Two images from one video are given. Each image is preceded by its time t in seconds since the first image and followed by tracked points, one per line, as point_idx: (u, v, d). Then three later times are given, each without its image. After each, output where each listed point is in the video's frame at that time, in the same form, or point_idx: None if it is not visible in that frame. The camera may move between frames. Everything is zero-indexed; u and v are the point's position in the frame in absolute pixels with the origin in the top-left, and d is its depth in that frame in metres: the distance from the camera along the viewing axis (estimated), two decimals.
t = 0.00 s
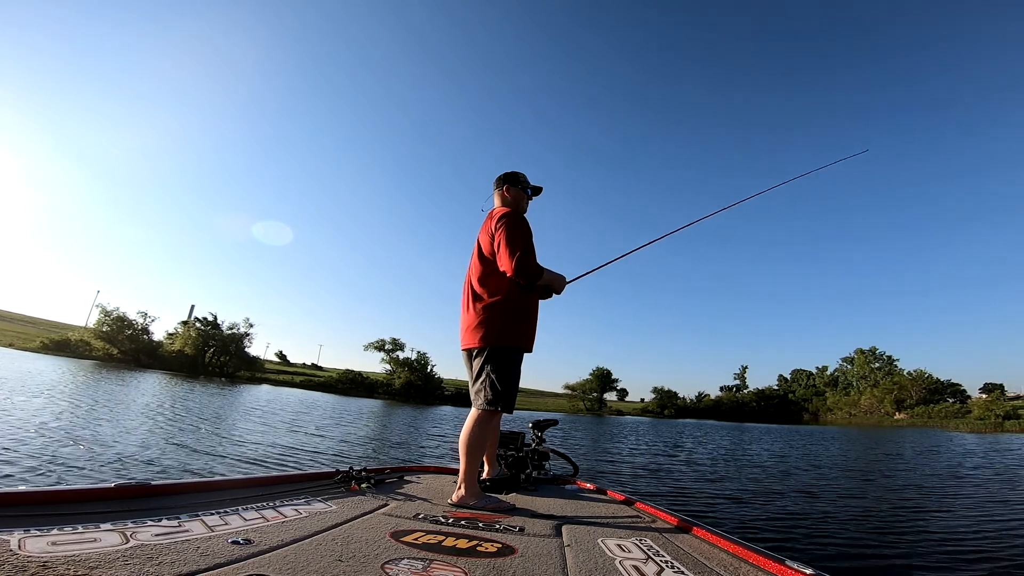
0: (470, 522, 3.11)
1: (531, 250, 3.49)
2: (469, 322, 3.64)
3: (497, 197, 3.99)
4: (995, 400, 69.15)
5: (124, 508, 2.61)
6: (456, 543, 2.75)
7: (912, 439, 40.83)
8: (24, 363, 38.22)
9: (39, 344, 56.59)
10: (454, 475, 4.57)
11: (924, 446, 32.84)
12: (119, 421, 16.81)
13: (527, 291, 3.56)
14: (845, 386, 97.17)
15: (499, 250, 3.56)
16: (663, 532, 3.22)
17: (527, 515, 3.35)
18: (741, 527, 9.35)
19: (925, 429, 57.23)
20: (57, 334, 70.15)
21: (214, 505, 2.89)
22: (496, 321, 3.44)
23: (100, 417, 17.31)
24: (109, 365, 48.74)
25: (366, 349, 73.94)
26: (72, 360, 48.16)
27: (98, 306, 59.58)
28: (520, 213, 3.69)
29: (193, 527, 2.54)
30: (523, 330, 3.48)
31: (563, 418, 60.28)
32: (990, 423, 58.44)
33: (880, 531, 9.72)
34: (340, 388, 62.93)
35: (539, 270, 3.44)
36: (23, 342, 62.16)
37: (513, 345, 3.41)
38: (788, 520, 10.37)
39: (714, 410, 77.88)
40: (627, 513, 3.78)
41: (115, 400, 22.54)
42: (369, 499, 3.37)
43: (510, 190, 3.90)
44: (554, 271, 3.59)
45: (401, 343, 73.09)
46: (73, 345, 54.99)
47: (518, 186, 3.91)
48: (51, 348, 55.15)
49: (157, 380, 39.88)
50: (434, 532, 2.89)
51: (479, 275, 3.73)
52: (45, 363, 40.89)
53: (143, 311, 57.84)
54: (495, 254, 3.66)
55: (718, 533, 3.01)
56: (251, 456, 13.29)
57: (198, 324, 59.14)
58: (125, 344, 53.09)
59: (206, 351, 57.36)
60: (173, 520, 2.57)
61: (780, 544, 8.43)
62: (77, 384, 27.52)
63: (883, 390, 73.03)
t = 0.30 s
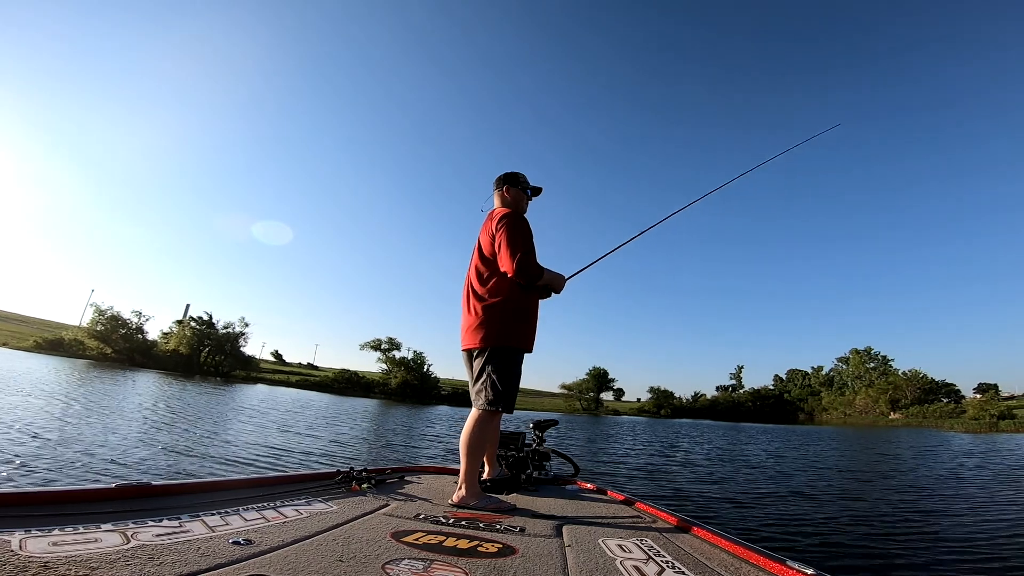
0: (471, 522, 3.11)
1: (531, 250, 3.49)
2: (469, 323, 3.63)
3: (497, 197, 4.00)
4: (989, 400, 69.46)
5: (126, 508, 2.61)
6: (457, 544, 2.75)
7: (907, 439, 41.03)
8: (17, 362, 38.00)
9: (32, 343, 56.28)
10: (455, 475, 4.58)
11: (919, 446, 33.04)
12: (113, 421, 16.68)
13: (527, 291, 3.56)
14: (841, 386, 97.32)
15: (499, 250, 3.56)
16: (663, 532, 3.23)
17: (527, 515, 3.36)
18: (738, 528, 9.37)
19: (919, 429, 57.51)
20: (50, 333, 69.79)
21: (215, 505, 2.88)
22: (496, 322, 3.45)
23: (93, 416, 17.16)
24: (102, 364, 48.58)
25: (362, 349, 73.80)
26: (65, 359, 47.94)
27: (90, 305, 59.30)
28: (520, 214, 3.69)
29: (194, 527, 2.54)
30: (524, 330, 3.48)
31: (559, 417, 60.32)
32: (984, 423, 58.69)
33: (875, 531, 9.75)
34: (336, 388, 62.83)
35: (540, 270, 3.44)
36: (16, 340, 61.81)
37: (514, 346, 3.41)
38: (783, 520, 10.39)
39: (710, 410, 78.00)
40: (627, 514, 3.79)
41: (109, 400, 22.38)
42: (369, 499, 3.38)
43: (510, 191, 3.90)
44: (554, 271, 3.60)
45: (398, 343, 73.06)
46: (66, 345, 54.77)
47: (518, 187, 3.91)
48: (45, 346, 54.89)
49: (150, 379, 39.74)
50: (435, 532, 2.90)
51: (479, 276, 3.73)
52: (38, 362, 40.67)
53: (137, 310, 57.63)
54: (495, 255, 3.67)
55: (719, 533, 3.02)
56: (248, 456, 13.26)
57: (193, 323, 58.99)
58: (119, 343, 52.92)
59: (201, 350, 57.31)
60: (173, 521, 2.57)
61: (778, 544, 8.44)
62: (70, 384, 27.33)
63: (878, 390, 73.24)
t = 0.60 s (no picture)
0: (471, 522, 3.11)
1: (533, 251, 3.49)
2: (469, 323, 3.64)
3: (498, 198, 3.99)
4: (982, 400, 69.93)
5: (128, 509, 2.62)
6: (458, 544, 2.75)
7: (899, 439, 41.33)
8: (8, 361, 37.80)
9: (23, 343, 55.92)
10: (455, 475, 4.59)
11: (911, 446, 33.27)
12: (107, 421, 16.49)
13: (529, 292, 3.56)
14: (834, 386, 97.53)
15: (500, 252, 3.56)
16: (665, 532, 3.22)
17: (528, 515, 3.36)
18: (734, 528, 9.41)
19: (912, 429, 57.83)
20: (41, 332, 69.44)
21: (217, 505, 2.89)
22: (498, 322, 3.44)
23: (87, 417, 16.96)
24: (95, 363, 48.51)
25: (357, 348, 73.69)
26: (57, 358, 47.79)
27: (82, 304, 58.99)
28: (520, 216, 3.70)
29: (195, 528, 2.54)
30: (525, 330, 3.49)
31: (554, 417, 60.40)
32: (977, 422, 58.97)
33: (869, 532, 9.79)
34: (331, 387, 62.68)
35: (542, 272, 3.45)
36: (7, 339, 61.45)
37: (516, 346, 3.41)
38: (777, 520, 10.41)
39: (705, 409, 78.14)
40: (628, 513, 3.79)
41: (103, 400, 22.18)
42: (370, 499, 3.38)
43: (511, 191, 3.90)
44: (555, 272, 3.60)
45: (393, 342, 73.13)
46: (58, 344, 54.55)
47: (519, 187, 3.91)
48: (36, 345, 54.68)
49: (143, 379, 39.61)
50: (436, 532, 2.90)
51: (480, 275, 3.73)
52: (29, 361, 40.48)
53: (130, 309, 57.45)
54: (495, 256, 3.67)
55: (719, 533, 3.02)
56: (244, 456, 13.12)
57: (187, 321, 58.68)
58: (112, 341, 52.74)
59: (194, 348, 57.10)
60: (175, 521, 2.57)
61: (773, 545, 8.49)
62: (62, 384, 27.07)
63: (872, 390, 73.49)
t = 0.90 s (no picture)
0: (471, 522, 3.11)
1: (533, 252, 3.49)
2: (469, 323, 3.64)
3: (499, 198, 3.99)
4: (972, 400, 70.40)
5: (128, 508, 2.61)
6: (458, 544, 2.75)
7: (890, 439, 41.50)
8: None
9: (13, 341, 55.75)
10: (454, 475, 4.59)
11: (903, 446, 33.52)
12: (98, 422, 16.30)
13: (529, 293, 3.56)
14: (826, 386, 97.75)
15: (501, 253, 3.56)
16: (664, 532, 3.23)
17: (528, 515, 3.36)
18: (727, 529, 9.46)
19: (904, 429, 58.17)
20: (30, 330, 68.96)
21: (216, 505, 2.88)
22: (498, 323, 3.44)
23: (77, 418, 16.75)
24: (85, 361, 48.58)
25: (351, 347, 73.67)
26: (48, 357, 47.64)
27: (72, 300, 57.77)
28: (521, 216, 3.69)
29: (194, 528, 2.54)
30: (525, 330, 3.49)
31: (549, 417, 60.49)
32: (968, 422, 59.29)
33: (861, 533, 9.81)
34: (326, 387, 62.19)
35: (542, 273, 3.44)
36: None
37: (516, 346, 3.42)
38: (770, 520, 10.43)
39: (699, 409, 78.30)
40: (628, 513, 3.79)
41: (95, 399, 21.93)
42: (370, 499, 3.38)
43: (511, 191, 3.90)
44: (556, 273, 3.60)
45: (387, 341, 73.27)
46: (48, 342, 54.28)
47: (520, 187, 3.91)
48: (26, 344, 54.58)
49: (134, 377, 39.43)
50: (436, 532, 2.90)
51: (481, 276, 3.74)
52: (19, 360, 40.23)
53: (121, 307, 57.32)
54: (496, 256, 3.67)
55: (718, 533, 3.03)
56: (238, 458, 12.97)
57: (178, 321, 58.77)
58: (102, 340, 52.44)
59: (186, 347, 57.19)
60: (174, 521, 2.57)
61: (768, 546, 8.53)
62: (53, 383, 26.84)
63: (864, 390, 73.77)
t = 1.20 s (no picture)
0: (470, 522, 3.12)
1: (532, 253, 3.49)
2: (468, 322, 3.63)
3: (497, 196, 3.99)
4: (961, 400, 70.89)
5: (126, 508, 2.60)
6: (458, 544, 2.75)
7: (881, 439, 41.72)
8: None
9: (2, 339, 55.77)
10: (455, 475, 4.58)
11: (894, 446, 33.75)
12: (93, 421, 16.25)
13: (527, 295, 3.56)
14: (818, 386, 98.13)
15: (500, 253, 3.57)
16: (663, 532, 3.24)
17: (528, 515, 3.36)
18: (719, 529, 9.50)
19: (894, 429, 58.51)
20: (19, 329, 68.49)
21: (215, 505, 2.88)
22: (497, 322, 3.45)
23: (66, 417, 16.54)
24: (74, 361, 48.53)
25: (344, 347, 73.54)
26: (36, 355, 47.62)
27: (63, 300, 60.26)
28: (519, 216, 3.71)
29: (194, 527, 2.53)
30: (524, 329, 3.50)
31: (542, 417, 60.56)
32: (958, 422, 59.64)
33: (853, 532, 9.86)
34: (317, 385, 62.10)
35: (541, 274, 3.44)
36: None
37: (515, 346, 3.42)
38: (761, 520, 10.48)
39: (691, 409, 78.45)
40: (628, 513, 3.80)
41: (92, 399, 21.93)
42: (369, 499, 3.36)
43: (510, 190, 3.91)
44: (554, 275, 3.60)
45: (380, 340, 73.24)
46: (37, 340, 54.14)
47: (518, 187, 3.92)
48: (15, 342, 54.39)
49: (123, 376, 39.06)
50: (435, 532, 2.90)
51: (479, 276, 3.74)
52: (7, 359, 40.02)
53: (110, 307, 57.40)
54: (495, 256, 3.67)
55: (717, 533, 3.04)
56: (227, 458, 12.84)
57: (169, 318, 58.06)
58: (91, 339, 52.72)
59: (176, 346, 56.84)
60: (174, 520, 2.56)
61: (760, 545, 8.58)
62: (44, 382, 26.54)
63: (854, 390, 74.13)
